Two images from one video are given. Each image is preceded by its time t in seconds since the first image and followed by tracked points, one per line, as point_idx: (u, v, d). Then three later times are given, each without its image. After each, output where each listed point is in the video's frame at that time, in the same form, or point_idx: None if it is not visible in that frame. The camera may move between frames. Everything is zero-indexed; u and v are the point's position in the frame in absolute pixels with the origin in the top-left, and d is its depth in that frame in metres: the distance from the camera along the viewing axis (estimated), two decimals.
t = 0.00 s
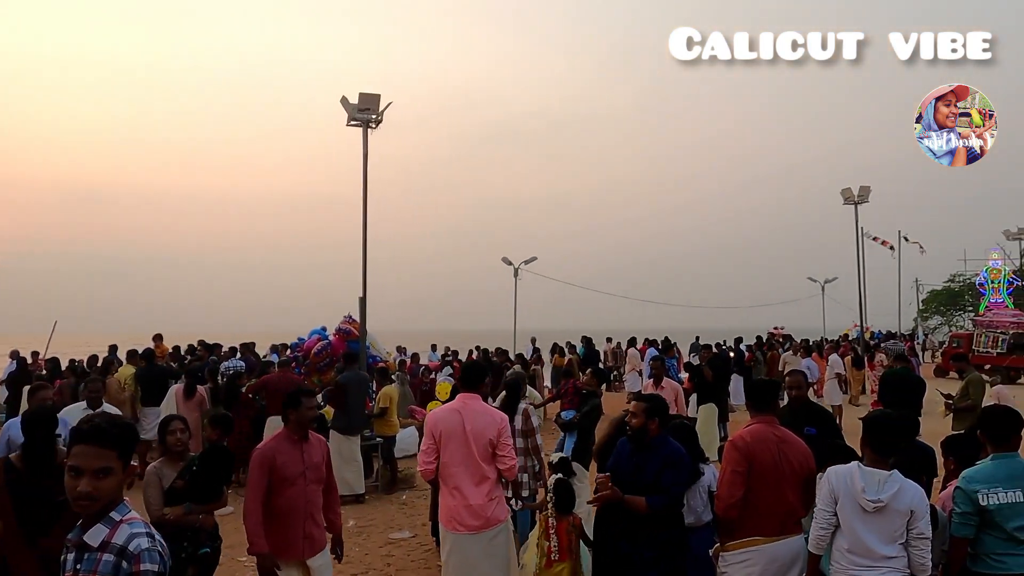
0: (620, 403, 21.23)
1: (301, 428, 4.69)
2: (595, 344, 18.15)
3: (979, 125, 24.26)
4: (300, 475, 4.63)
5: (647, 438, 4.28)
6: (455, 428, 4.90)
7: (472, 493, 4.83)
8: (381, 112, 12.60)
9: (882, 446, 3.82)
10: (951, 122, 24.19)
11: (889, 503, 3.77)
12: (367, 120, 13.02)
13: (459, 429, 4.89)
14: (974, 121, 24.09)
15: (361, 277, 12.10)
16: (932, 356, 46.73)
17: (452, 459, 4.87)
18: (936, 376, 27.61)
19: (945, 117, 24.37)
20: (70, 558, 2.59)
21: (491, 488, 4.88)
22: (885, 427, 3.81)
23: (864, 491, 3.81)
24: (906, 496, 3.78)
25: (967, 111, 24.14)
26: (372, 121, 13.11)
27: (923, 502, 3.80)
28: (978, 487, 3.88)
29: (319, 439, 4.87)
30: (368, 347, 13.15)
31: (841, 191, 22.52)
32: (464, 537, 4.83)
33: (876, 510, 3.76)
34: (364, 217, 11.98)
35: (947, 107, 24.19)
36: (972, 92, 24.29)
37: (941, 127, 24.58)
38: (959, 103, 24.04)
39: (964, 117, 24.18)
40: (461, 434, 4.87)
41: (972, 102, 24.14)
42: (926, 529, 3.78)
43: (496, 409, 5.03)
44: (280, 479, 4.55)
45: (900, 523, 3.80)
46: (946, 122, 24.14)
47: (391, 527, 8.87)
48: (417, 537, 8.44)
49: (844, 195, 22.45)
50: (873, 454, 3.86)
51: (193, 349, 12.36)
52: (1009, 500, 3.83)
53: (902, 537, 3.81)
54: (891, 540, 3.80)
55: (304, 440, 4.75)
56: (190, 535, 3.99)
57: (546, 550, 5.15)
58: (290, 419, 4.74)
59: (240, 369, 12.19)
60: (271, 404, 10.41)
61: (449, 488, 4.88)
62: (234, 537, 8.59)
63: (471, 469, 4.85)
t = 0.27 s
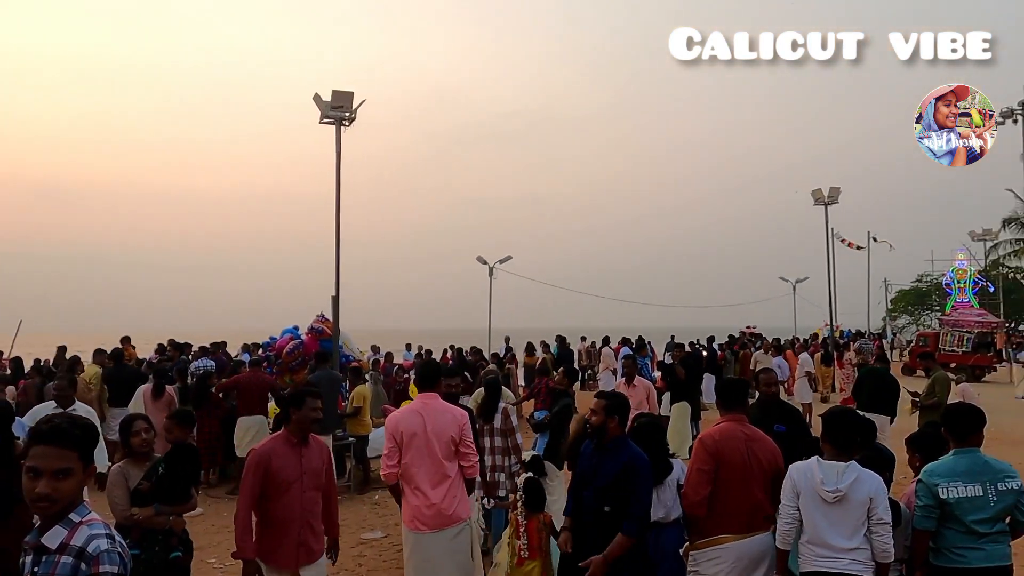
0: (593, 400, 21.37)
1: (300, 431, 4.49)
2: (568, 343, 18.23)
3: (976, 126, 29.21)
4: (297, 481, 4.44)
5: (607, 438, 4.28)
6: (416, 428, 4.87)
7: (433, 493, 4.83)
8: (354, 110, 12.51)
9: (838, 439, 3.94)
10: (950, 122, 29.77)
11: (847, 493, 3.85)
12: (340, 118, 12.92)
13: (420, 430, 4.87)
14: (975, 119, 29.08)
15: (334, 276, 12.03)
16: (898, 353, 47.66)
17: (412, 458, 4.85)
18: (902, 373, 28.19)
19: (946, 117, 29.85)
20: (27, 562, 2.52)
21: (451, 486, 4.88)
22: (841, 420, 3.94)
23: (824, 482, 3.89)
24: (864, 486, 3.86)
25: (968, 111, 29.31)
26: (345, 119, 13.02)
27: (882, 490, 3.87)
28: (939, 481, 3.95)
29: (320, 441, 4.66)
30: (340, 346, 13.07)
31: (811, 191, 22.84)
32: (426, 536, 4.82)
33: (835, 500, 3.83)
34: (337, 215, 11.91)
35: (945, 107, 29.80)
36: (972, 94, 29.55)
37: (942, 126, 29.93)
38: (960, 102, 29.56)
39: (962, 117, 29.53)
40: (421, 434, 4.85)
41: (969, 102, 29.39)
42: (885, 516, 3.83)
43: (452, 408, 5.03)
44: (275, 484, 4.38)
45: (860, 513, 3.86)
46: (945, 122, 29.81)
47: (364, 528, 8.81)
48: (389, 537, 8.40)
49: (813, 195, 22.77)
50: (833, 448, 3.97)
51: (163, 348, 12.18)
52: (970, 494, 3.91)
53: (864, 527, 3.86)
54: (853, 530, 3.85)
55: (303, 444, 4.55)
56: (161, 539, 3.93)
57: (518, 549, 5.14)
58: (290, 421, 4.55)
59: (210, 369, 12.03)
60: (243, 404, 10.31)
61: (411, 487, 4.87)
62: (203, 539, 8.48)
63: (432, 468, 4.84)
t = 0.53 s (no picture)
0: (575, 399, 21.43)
1: (290, 435, 4.31)
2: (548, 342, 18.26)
3: (973, 127, 29.67)
4: (288, 486, 4.26)
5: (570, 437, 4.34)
6: (386, 428, 4.90)
7: (403, 492, 4.83)
8: (330, 108, 12.43)
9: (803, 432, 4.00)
10: (947, 126, 30.08)
11: (807, 482, 3.91)
12: (316, 116, 12.83)
13: (390, 429, 4.89)
14: (971, 121, 29.67)
15: (310, 275, 11.97)
16: (873, 353, 48.34)
17: (381, 459, 4.86)
18: (878, 372, 28.60)
19: (941, 123, 30.18)
20: None
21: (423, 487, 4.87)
22: (805, 415, 4.01)
23: (784, 476, 3.97)
24: (824, 473, 3.91)
25: (966, 112, 29.71)
26: (322, 117, 12.92)
27: (843, 475, 3.90)
28: (909, 477, 4.01)
29: (311, 444, 4.50)
30: (317, 345, 13.00)
31: (786, 192, 23.06)
32: (398, 536, 4.81)
33: (796, 491, 3.90)
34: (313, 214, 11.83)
35: (942, 112, 30.04)
36: (971, 94, 29.96)
37: (942, 128, 30.30)
38: (961, 103, 29.86)
39: (960, 120, 29.91)
40: (389, 434, 4.87)
41: (966, 103, 29.68)
42: (847, 497, 3.83)
43: (424, 408, 5.03)
44: (266, 491, 4.20)
45: (825, 500, 3.90)
46: (942, 125, 30.15)
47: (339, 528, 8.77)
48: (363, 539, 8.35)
49: (789, 196, 22.98)
50: (799, 443, 4.03)
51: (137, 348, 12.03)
52: (939, 490, 3.97)
53: (830, 514, 3.89)
54: (819, 518, 3.90)
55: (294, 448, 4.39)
56: (139, 545, 3.95)
57: (492, 549, 5.14)
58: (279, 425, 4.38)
59: (184, 368, 11.91)
60: (217, 404, 10.22)
61: (381, 488, 4.87)
62: (175, 541, 8.40)
63: (401, 469, 4.85)
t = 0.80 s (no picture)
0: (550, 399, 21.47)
1: (273, 444, 4.19)
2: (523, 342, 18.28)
3: (977, 124, 31.41)
4: (271, 498, 4.17)
5: (539, 435, 4.38)
6: (356, 428, 4.87)
7: (371, 493, 4.79)
8: (304, 106, 12.32)
9: (802, 434, 4.06)
10: (953, 122, 31.74)
11: (796, 484, 4.00)
12: (289, 114, 12.72)
13: (360, 430, 4.86)
14: (974, 119, 31.35)
15: (283, 275, 11.87)
16: (843, 352, 49.06)
17: (349, 459, 4.82)
18: (848, 370, 29.04)
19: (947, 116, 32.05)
20: None
21: (390, 486, 4.84)
22: (803, 417, 4.07)
23: (776, 477, 4.08)
24: (814, 475, 3.98)
25: (969, 111, 31.50)
26: (295, 115, 12.81)
27: (833, 478, 3.96)
28: (877, 474, 4.07)
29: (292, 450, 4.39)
30: (290, 345, 12.88)
31: (759, 193, 23.30)
32: (364, 536, 4.78)
33: (785, 492, 4.01)
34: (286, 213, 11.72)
35: (948, 110, 31.97)
36: (972, 94, 31.90)
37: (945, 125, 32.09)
38: (959, 104, 31.72)
39: (965, 117, 31.57)
40: (359, 435, 4.83)
41: (969, 103, 31.61)
42: (834, 501, 3.90)
43: (395, 410, 5.00)
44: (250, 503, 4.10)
45: (814, 503, 3.98)
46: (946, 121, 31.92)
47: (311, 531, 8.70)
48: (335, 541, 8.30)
49: (762, 197, 23.24)
50: (797, 442, 4.10)
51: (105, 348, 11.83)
52: (906, 487, 4.03)
53: (818, 517, 3.97)
54: (808, 520, 3.99)
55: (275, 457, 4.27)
56: (125, 558, 3.87)
57: (464, 549, 5.14)
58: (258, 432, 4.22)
59: (154, 369, 11.73)
60: (188, 405, 10.08)
61: (347, 488, 4.83)
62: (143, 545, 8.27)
63: (369, 469, 4.81)
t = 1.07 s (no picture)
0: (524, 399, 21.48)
1: (252, 448, 3.86)
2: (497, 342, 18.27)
3: (974, 123, 32.40)
4: (251, 507, 3.83)
5: (507, 432, 4.49)
6: (327, 429, 4.83)
7: (342, 493, 4.76)
8: (275, 104, 12.19)
9: (819, 432, 4.12)
10: (952, 121, 32.26)
11: (809, 482, 4.05)
12: (261, 112, 12.58)
13: (331, 430, 4.83)
14: (973, 118, 32.31)
15: (254, 274, 11.74)
16: (814, 351, 49.71)
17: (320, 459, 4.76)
18: (819, 369, 29.43)
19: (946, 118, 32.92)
20: None
21: (361, 486, 4.81)
22: (821, 413, 4.14)
23: (790, 473, 4.14)
24: (828, 476, 4.01)
25: (968, 111, 32.44)
26: (267, 113, 12.68)
27: (847, 481, 3.97)
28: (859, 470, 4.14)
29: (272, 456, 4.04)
30: (262, 346, 12.74)
31: (731, 194, 23.50)
32: (335, 537, 4.75)
33: (797, 488, 4.08)
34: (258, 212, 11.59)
35: (947, 109, 32.67)
36: (971, 95, 32.72)
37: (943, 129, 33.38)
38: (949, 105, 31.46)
39: (963, 117, 32.44)
40: (331, 434, 4.78)
41: (968, 103, 32.45)
42: (846, 505, 3.93)
43: (367, 410, 4.97)
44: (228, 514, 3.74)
45: (826, 503, 4.02)
46: (944, 122, 32.71)
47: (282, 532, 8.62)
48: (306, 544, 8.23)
49: (734, 198, 23.48)
50: (814, 441, 4.15)
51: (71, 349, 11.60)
52: (886, 482, 4.10)
53: (829, 517, 4.01)
54: (819, 518, 4.04)
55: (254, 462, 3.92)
56: (110, 563, 3.82)
57: (436, 550, 5.14)
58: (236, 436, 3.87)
59: (122, 370, 11.53)
60: (157, 407, 9.93)
61: (317, 489, 4.79)
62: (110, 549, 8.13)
63: (341, 470, 4.78)
